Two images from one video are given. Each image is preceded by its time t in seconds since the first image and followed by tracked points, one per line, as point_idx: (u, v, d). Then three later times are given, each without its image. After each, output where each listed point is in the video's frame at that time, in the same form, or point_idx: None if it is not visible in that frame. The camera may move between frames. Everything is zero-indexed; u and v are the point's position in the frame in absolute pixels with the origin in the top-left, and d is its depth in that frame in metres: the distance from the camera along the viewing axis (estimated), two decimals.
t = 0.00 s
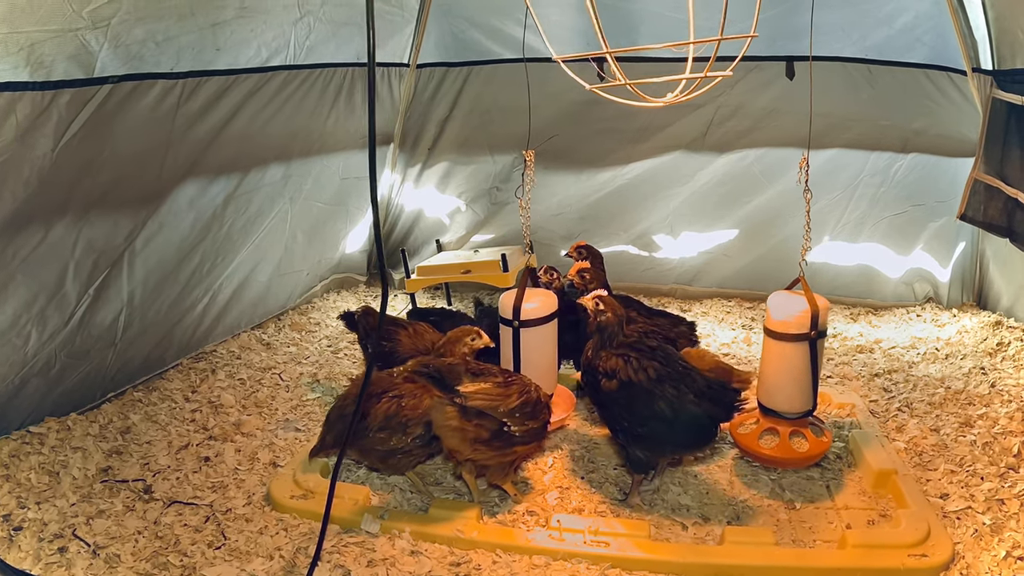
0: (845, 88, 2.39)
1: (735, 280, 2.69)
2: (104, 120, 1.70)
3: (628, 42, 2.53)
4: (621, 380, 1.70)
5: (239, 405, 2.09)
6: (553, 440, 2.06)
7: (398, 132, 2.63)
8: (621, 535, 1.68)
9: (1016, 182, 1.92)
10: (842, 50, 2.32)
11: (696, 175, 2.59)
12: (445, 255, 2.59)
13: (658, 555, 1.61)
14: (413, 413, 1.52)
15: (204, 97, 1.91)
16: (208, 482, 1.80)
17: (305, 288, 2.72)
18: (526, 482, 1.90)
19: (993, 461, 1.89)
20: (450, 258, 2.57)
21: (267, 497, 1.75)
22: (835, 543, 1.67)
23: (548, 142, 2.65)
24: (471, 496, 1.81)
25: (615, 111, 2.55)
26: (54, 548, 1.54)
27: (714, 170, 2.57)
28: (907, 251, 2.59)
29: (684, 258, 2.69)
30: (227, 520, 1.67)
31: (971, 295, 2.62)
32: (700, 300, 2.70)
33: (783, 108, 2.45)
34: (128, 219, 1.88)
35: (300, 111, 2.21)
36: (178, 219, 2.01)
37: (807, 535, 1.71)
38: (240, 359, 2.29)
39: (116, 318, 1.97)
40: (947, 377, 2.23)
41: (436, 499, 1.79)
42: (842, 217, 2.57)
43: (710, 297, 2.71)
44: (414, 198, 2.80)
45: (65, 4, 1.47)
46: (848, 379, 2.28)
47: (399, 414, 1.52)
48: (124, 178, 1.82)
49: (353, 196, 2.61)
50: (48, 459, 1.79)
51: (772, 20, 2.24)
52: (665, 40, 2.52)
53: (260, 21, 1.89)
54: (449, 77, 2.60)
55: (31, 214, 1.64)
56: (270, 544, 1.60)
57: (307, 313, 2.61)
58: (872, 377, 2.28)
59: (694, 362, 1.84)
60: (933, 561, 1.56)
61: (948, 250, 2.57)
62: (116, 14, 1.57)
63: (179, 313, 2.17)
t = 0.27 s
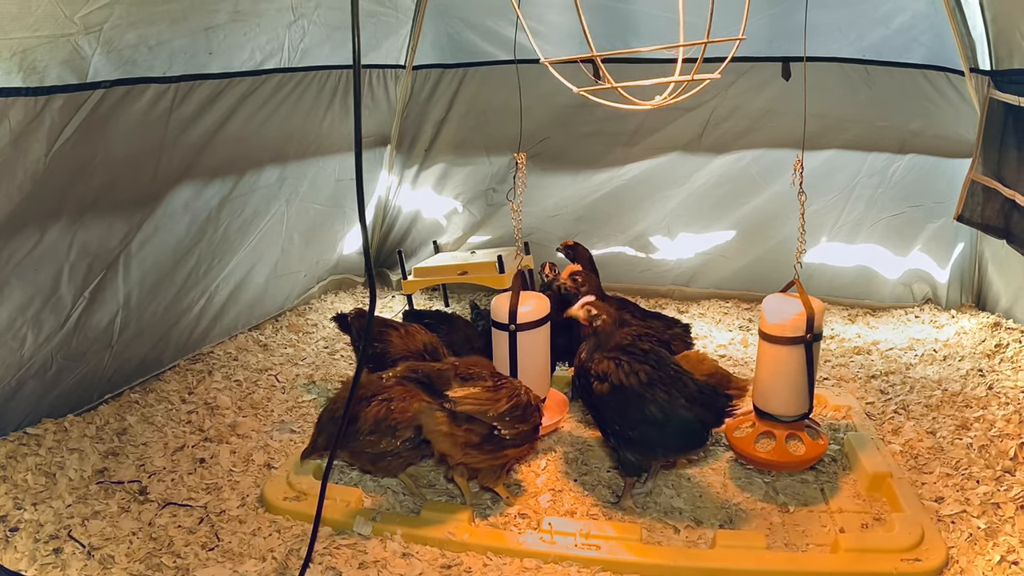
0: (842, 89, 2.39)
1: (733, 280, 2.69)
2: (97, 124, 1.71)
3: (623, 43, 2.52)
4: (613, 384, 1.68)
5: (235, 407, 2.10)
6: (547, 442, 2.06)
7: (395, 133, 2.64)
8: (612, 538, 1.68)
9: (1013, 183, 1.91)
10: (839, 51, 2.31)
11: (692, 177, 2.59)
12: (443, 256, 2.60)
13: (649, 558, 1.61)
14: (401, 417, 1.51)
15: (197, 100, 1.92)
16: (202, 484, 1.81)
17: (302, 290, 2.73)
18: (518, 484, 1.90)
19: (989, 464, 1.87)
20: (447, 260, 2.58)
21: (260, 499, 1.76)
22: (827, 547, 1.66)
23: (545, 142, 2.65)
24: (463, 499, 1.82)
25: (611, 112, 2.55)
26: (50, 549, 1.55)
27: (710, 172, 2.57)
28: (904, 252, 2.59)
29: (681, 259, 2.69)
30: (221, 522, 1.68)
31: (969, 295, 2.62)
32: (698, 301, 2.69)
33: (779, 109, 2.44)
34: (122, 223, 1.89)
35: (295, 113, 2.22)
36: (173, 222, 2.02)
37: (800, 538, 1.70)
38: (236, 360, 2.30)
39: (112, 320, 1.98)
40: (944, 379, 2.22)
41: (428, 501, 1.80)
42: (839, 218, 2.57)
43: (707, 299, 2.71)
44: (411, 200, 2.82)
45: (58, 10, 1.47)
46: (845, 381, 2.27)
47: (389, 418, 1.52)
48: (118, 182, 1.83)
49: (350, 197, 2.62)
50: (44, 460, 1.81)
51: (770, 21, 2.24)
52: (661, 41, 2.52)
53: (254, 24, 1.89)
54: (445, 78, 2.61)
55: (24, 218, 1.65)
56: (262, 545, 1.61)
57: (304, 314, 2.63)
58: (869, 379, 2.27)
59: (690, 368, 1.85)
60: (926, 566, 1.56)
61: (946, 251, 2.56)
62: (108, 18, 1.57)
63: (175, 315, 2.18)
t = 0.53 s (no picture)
0: (838, 88, 2.38)
1: (731, 280, 2.68)
2: (92, 127, 1.72)
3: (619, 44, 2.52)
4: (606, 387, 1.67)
5: (232, 406, 2.11)
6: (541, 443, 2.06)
7: (393, 133, 2.64)
8: (604, 539, 1.67)
9: (1010, 183, 1.90)
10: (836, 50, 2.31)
11: (688, 177, 2.60)
12: (439, 257, 2.60)
13: (640, 559, 1.61)
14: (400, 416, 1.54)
15: (193, 102, 1.93)
16: (198, 483, 1.82)
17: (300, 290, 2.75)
18: (512, 485, 1.90)
19: (986, 466, 1.86)
20: (444, 260, 2.59)
21: (254, 498, 1.77)
22: (820, 549, 1.64)
23: (543, 143, 2.65)
24: (455, 499, 1.82)
25: (609, 113, 2.55)
26: (45, 548, 1.56)
27: (706, 172, 2.57)
28: (904, 252, 2.58)
29: (679, 259, 2.69)
30: (215, 521, 1.69)
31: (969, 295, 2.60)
32: (696, 302, 2.68)
33: (775, 109, 2.44)
34: (118, 224, 1.90)
35: (290, 114, 2.23)
36: (170, 223, 2.04)
37: (793, 540, 1.69)
38: (233, 360, 2.32)
39: (110, 321, 2.00)
40: (942, 379, 2.21)
41: (420, 502, 1.80)
42: (837, 219, 2.56)
43: (705, 299, 2.70)
44: (409, 200, 2.82)
45: (52, 13, 1.48)
46: (842, 382, 2.26)
47: (391, 417, 1.54)
48: (113, 184, 1.84)
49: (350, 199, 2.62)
50: (42, 460, 1.82)
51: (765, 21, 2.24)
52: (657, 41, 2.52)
53: (249, 26, 1.91)
54: (441, 79, 2.62)
55: (21, 220, 1.66)
56: (256, 545, 1.61)
57: (302, 314, 2.64)
58: (866, 380, 2.26)
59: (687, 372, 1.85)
60: (919, 568, 1.55)
61: (945, 250, 2.55)
62: (102, 22, 1.58)
63: (173, 315, 2.20)
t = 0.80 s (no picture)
0: (834, 84, 2.38)
1: (728, 279, 2.69)
2: (86, 126, 1.73)
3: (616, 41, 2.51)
4: (601, 388, 1.67)
5: (228, 404, 2.12)
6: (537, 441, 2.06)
7: (389, 132, 2.66)
8: (596, 537, 1.67)
9: (1007, 179, 1.90)
10: (831, 47, 2.31)
11: (685, 175, 2.60)
12: (437, 255, 2.61)
13: (633, 557, 1.60)
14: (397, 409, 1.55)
15: (187, 101, 1.95)
16: (193, 480, 1.81)
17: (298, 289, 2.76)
18: (505, 482, 1.90)
19: (983, 464, 1.85)
20: (441, 258, 2.59)
21: (249, 495, 1.76)
22: (815, 547, 1.63)
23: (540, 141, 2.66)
24: (449, 496, 1.82)
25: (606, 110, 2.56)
26: (41, 545, 1.57)
27: (703, 170, 2.58)
28: (902, 249, 2.58)
29: (676, 257, 2.70)
30: (209, 518, 1.69)
31: (968, 292, 2.60)
32: (694, 300, 2.70)
33: (771, 106, 2.44)
34: (113, 223, 1.92)
35: (285, 113, 2.25)
36: (165, 222, 2.06)
37: (787, 538, 1.68)
38: (231, 358, 2.33)
39: (106, 319, 2.01)
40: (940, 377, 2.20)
41: (413, 498, 1.80)
42: (834, 216, 2.57)
43: (703, 297, 2.71)
44: (407, 199, 2.84)
45: (46, 13, 1.49)
46: (840, 379, 2.25)
47: (389, 415, 1.54)
48: (108, 182, 1.86)
49: (347, 198, 2.62)
50: (39, 457, 1.82)
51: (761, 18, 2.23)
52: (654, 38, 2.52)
53: (243, 25, 1.92)
54: (438, 77, 2.62)
55: (16, 219, 1.67)
56: (249, 541, 1.61)
57: (300, 312, 2.65)
58: (863, 377, 2.26)
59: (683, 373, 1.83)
60: (914, 567, 1.53)
61: (944, 249, 2.55)
62: (95, 21, 1.59)
63: (170, 313, 2.21)
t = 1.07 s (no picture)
0: (828, 82, 2.41)
1: (725, 278, 2.71)
2: (79, 125, 1.75)
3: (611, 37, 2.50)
4: (574, 386, 1.67)
5: (223, 402, 2.11)
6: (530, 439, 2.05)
7: (386, 131, 2.69)
8: (585, 536, 1.65)
9: (1003, 176, 1.91)
10: (827, 44, 2.34)
11: (680, 174, 2.63)
12: (434, 254, 2.61)
13: (622, 556, 1.58)
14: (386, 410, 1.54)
15: (179, 100, 1.97)
16: (186, 477, 1.81)
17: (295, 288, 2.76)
18: (496, 481, 1.89)
19: (978, 464, 1.83)
20: (437, 257, 2.60)
21: (241, 492, 1.76)
22: (806, 547, 1.61)
23: (535, 138, 2.69)
24: (440, 494, 1.81)
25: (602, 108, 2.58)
26: (35, 541, 1.56)
27: (699, 167, 2.60)
28: (900, 248, 2.59)
29: (673, 256, 2.72)
30: (202, 515, 1.68)
31: (967, 292, 2.62)
32: (691, 299, 2.72)
33: (767, 104, 2.46)
34: (107, 221, 1.94)
35: (279, 112, 2.28)
36: (160, 220, 2.08)
37: (779, 538, 1.65)
38: (227, 356, 2.33)
39: (101, 317, 2.03)
40: (936, 376, 2.21)
41: (404, 496, 1.80)
42: (831, 215, 2.58)
43: (699, 295, 2.74)
44: (403, 197, 2.86)
45: (38, 12, 1.49)
46: (835, 379, 2.25)
47: (376, 412, 1.55)
48: (100, 180, 1.87)
49: (341, 196, 2.64)
50: (34, 454, 1.83)
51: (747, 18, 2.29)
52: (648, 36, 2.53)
53: (236, 24, 1.94)
54: (434, 75, 2.64)
55: (9, 217, 1.69)
56: (240, 538, 1.61)
57: (296, 311, 2.66)
58: (860, 377, 2.26)
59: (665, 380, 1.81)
60: (906, 568, 1.51)
61: (942, 248, 2.57)
62: (87, 20, 1.60)
63: (166, 311, 2.23)
